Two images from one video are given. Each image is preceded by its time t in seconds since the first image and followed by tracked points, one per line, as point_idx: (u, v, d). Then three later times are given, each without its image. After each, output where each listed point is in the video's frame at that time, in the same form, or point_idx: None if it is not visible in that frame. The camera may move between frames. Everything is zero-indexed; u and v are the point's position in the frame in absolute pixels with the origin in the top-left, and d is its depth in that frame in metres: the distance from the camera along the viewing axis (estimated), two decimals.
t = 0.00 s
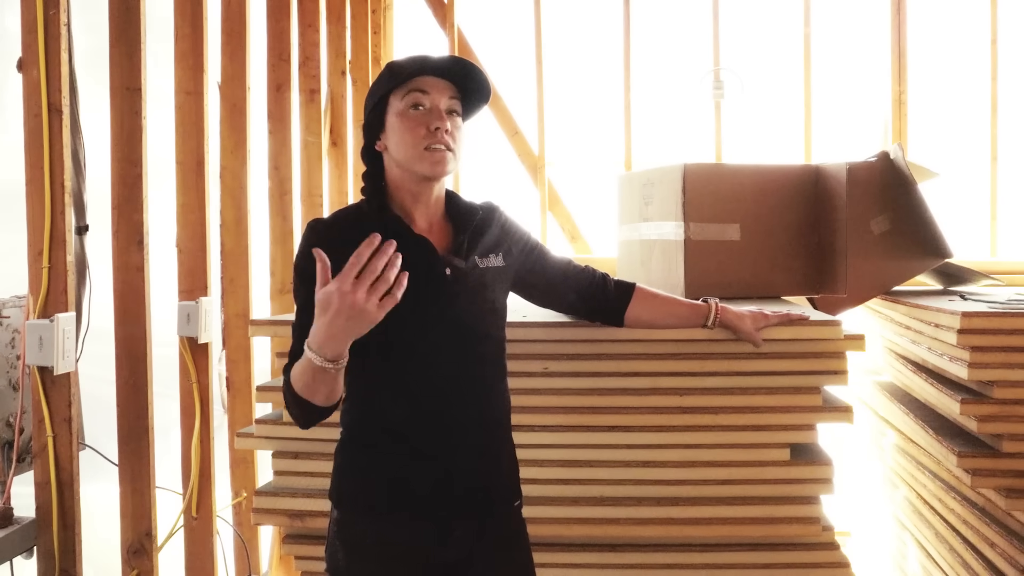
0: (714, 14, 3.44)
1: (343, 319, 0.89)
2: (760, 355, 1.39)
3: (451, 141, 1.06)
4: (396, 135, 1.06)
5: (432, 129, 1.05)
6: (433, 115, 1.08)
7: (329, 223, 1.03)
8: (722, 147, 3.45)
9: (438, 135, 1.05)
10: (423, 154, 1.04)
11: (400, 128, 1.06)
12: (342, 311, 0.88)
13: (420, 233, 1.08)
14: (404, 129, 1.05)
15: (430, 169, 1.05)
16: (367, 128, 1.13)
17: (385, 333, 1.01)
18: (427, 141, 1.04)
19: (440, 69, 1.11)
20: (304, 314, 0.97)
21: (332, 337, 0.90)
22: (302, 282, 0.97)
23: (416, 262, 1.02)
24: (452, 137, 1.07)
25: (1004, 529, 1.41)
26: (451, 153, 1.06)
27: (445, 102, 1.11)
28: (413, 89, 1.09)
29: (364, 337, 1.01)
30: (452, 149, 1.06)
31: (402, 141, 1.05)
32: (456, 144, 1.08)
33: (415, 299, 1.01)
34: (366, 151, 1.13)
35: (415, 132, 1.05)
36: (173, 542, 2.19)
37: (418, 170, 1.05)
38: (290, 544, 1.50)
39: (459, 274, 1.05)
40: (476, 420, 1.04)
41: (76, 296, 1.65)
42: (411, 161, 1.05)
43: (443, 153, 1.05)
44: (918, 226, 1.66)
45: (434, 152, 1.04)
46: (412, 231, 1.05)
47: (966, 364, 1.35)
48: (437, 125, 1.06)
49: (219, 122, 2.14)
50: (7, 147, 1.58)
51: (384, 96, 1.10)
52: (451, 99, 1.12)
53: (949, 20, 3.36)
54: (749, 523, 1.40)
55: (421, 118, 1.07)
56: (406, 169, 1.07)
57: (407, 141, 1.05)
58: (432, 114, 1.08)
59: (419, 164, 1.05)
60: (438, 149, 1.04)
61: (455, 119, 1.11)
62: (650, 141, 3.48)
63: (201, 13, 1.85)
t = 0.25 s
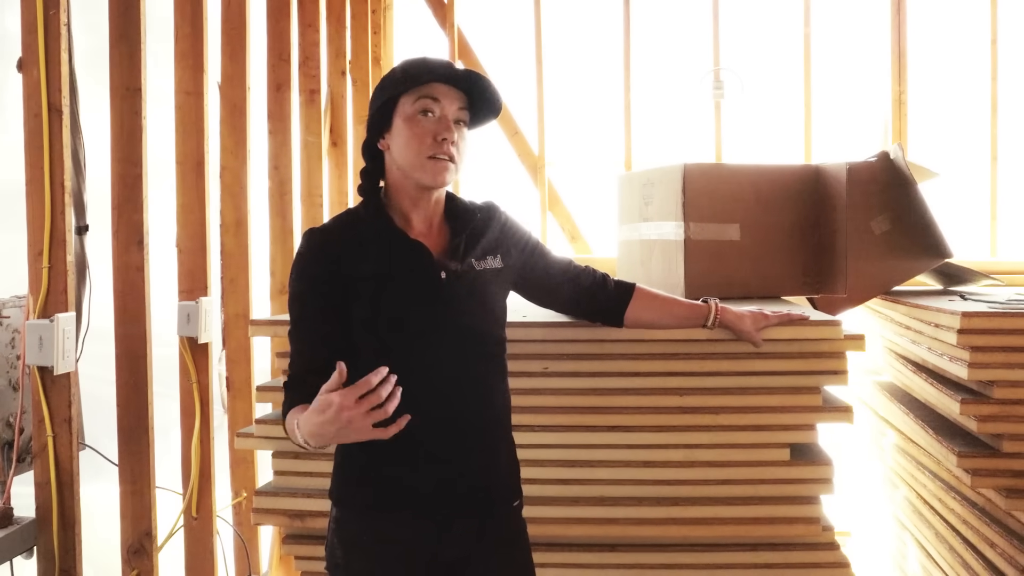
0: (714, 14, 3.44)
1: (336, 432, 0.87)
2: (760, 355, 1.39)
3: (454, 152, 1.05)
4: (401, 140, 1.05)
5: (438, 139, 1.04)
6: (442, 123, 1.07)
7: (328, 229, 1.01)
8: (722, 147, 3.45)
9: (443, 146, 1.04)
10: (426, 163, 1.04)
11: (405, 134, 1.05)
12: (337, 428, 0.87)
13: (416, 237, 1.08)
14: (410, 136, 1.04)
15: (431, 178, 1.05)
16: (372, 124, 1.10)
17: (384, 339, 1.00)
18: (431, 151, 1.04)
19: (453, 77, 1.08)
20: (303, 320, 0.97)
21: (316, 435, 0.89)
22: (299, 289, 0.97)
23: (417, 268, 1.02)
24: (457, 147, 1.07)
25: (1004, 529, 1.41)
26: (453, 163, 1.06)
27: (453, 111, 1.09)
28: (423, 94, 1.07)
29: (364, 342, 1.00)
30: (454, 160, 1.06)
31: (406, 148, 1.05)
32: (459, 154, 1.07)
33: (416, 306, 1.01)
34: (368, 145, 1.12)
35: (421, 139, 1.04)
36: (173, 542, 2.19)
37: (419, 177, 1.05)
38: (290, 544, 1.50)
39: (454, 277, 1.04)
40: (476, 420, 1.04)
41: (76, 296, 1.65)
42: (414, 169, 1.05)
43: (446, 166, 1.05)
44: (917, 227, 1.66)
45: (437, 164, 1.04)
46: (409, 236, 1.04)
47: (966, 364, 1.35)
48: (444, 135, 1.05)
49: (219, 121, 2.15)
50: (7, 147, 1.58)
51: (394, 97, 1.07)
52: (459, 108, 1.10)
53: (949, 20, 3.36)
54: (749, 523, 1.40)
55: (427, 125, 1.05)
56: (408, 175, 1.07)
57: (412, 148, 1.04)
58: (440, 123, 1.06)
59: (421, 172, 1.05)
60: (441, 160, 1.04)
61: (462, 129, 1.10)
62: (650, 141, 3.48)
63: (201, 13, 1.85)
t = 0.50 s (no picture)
0: (714, 14, 3.44)
1: (323, 464, 0.87)
2: (760, 355, 1.39)
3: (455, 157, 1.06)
4: (403, 143, 1.05)
5: (439, 145, 1.04)
6: (444, 127, 1.06)
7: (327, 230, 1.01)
8: (722, 147, 3.45)
9: (445, 152, 1.04)
10: (428, 169, 1.04)
11: (407, 137, 1.05)
12: (329, 463, 0.87)
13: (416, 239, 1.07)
14: (411, 139, 1.04)
15: (432, 182, 1.05)
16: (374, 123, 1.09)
17: (383, 340, 1.00)
18: (433, 157, 1.04)
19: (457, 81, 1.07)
20: (301, 322, 0.97)
21: (303, 455, 0.89)
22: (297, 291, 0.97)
23: (416, 268, 1.02)
24: (458, 152, 1.07)
25: (1004, 529, 1.41)
26: (455, 168, 1.06)
27: (456, 116, 1.08)
28: (427, 96, 1.06)
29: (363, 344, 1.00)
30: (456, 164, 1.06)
31: (408, 151, 1.05)
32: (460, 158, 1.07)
33: (415, 307, 1.01)
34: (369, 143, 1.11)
35: (423, 144, 1.04)
36: (173, 542, 2.19)
37: (420, 182, 1.05)
38: (290, 544, 1.50)
39: (453, 280, 1.04)
40: (475, 419, 1.04)
41: (76, 296, 1.65)
42: (415, 173, 1.05)
43: (447, 171, 1.05)
44: (918, 227, 1.66)
45: (438, 169, 1.04)
46: (409, 239, 1.04)
47: (966, 364, 1.35)
48: (446, 141, 1.05)
49: (219, 121, 2.15)
50: (7, 147, 1.58)
51: (397, 98, 1.06)
52: (463, 113, 1.09)
53: (949, 20, 3.36)
54: (749, 523, 1.40)
55: (429, 130, 1.05)
56: (409, 179, 1.07)
57: (413, 152, 1.04)
58: (442, 127, 1.06)
59: (423, 178, 1.05)
60: (442, 166, 1.04)
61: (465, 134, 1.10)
62: (650, 141, 3.48)
63: (201, 14, 1.85)
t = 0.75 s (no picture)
0: (714, 14, 3.44)
1: (364, 469, 0.91)
2: (760, 355, 1.39)
3: (458, 158, 1.06)
4: (405, 145, 1.05)
5: (443, 146, 1.04)
6: (446, 129, 1.06)
7: (327, 232, 1.01)
8: (722, 147, 3.45)
9: (448, 153, 1.04)
10: (430, 170, 1.04)
11: (410, 138, 1.05)
12: (371, 468, 0.90)
13: (416, 241, 1.07)
14: (414, 140, 1.04)
15: (435, 184, 1.04)
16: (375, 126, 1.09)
17: (383, 342, 1.00)
18: (436, 158, 1.04)
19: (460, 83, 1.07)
20: (303, 324, 0.98)
21: (345, 459, 0.92)
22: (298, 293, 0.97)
23: (416, 270, 1.02)
24: (461, 154, 1.07)
25: (1004, 529, 1.41)
26: (457, 169, 1.06)
27: (459, 117, 1.08)
28: (429, 98, 1.06)
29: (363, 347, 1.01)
30: (459, 166, 1.06)
31: (411, 153, 1.04)
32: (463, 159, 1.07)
33: (415, 309, 1.01)
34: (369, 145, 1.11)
35: (426, 146, 1.04)
36: (173, 542, 2.19)
37: (423, 184, 1.05)
38: (290, 544, 1.50)
39: (454, 282, 1.04)
40: (474, 419, 1.04)
41: (76, 296, 1.65)
42: (418, 175, 1.05)
43: (450, 173, 1.05)
44: (918, 226, 1.66)
45: (441, 171, 1.04)
46: (410, 241, 1.04)
47: (966, 364, 1.35)
48: (449, 142, 1.05)
49: (219, 121, 2.15)
50: (7, 147, 1.58)
51: (399, 100, 1.06)
52: (465, 114, 1.09)
53: (949, 20, 3.36)
54: (749, 523, 1.40)
55: (432, 133, 1.05)
56: (411, 181, 1.07)
57: (416, 154, 1.04)
58: (444, 129, 1.06)
59: (426, 179, 1.04)
60: (445, 168, 1.04)
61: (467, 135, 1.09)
62: (650, 141, 3.49)
63: (201, 14, 1.85)
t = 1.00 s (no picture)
0: (714, 14, 3.44)
1: (391, 420, 0.87)
2: (760, 355, 1.39)
3: (458, 160, 1.06)
4: (405, 146, 1.05)
5: (442, 148, 1.04)
6: (446, 130, 1.06)
7: (327, 232, 1.00)
8: (722, 147, 3.45)
9: (448, 155, 1.04)
10: (429, 171, 1.04)
11: (410, 139, 1.05)
12: (399, 420, 0.87)
13: (415, 241, 1.07)
14: (414, 141, 1.04)
15: (434, 185, 1.05)
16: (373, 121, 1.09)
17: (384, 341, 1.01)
18: (435, 160, 1.04)
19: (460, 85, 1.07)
20: (302, 323, 0.97)
21: (370, 410, 0.89)
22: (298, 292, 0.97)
23: (416, 269, 1.02)
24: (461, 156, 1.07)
25: (1004, 529, 1.41)
26: (457, 171, 1.06)
27: (459, 118, 1.08)
28: (429, 99, 1.06)
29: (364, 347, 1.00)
30: (458, 167, 1.06)
31: (411, 154, 1.05)
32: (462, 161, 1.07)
33: (415, 309, 1.01)
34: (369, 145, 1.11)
35: (425, 148, 1.04)
36: (173, 542, 2.19)
37: (422, 185, 1.05)
38: (290, 544, 1.50)
39: (454, 282, 1.04)
40: (474, 418, 1.04)
41: (76, 296, 1.65)
42: (417, 176, 1.05)
43: (450, 174, 1.05)
44: (917, 226, 1.66)
45: (440, 173, 1.04)
46: (409, 241, 1.04)
47: (966, 364, 1.35)
48: (449, 144, 1.05)
49: (220, 121, 2.15)
50: (7, 147, 1.58)
51: (398, 102, 1.06)
52: (465, 116, 1.09)
53: (949, 19, 3.36)
54: (749, 523, 1.40)
55: (433, 134, 1.05)
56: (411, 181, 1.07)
57: (416, 156, 1.04)
58: (444, 130, 1.06)
59: (425, 180, 1.04)
60: (445, 170, 1.05)
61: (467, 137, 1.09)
62: (650, 141, 3.49)
63: (201, 14, 1.85)
